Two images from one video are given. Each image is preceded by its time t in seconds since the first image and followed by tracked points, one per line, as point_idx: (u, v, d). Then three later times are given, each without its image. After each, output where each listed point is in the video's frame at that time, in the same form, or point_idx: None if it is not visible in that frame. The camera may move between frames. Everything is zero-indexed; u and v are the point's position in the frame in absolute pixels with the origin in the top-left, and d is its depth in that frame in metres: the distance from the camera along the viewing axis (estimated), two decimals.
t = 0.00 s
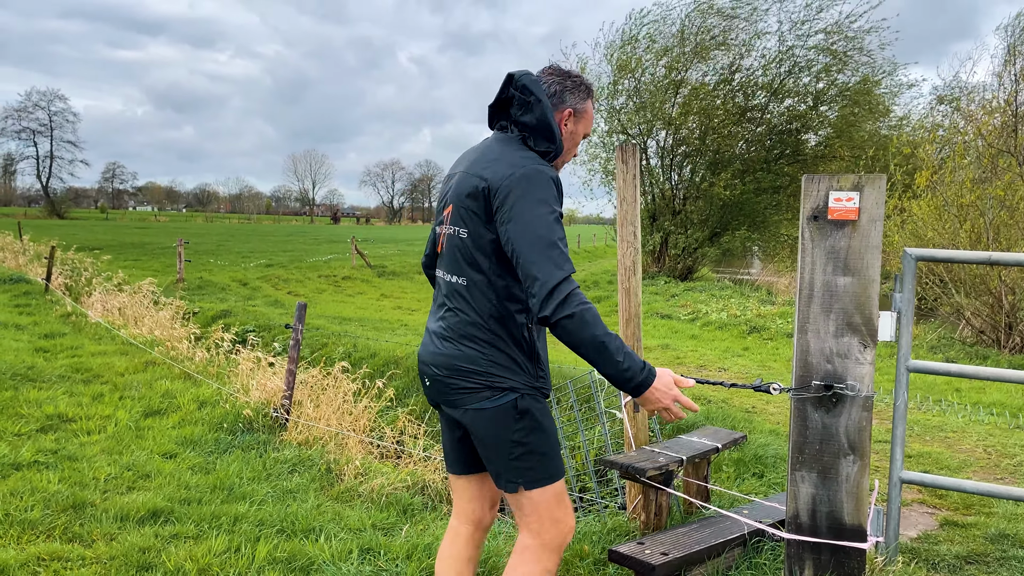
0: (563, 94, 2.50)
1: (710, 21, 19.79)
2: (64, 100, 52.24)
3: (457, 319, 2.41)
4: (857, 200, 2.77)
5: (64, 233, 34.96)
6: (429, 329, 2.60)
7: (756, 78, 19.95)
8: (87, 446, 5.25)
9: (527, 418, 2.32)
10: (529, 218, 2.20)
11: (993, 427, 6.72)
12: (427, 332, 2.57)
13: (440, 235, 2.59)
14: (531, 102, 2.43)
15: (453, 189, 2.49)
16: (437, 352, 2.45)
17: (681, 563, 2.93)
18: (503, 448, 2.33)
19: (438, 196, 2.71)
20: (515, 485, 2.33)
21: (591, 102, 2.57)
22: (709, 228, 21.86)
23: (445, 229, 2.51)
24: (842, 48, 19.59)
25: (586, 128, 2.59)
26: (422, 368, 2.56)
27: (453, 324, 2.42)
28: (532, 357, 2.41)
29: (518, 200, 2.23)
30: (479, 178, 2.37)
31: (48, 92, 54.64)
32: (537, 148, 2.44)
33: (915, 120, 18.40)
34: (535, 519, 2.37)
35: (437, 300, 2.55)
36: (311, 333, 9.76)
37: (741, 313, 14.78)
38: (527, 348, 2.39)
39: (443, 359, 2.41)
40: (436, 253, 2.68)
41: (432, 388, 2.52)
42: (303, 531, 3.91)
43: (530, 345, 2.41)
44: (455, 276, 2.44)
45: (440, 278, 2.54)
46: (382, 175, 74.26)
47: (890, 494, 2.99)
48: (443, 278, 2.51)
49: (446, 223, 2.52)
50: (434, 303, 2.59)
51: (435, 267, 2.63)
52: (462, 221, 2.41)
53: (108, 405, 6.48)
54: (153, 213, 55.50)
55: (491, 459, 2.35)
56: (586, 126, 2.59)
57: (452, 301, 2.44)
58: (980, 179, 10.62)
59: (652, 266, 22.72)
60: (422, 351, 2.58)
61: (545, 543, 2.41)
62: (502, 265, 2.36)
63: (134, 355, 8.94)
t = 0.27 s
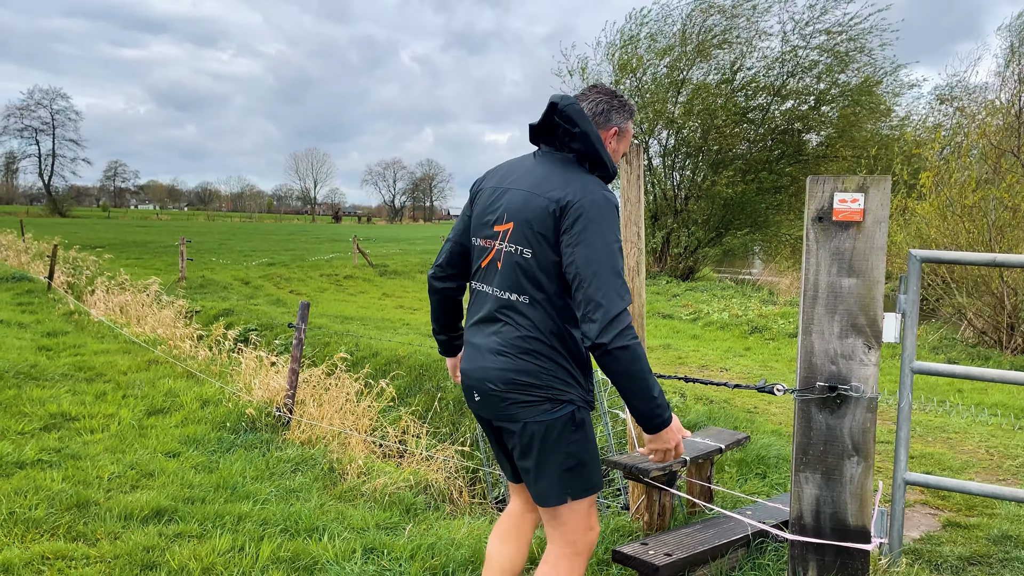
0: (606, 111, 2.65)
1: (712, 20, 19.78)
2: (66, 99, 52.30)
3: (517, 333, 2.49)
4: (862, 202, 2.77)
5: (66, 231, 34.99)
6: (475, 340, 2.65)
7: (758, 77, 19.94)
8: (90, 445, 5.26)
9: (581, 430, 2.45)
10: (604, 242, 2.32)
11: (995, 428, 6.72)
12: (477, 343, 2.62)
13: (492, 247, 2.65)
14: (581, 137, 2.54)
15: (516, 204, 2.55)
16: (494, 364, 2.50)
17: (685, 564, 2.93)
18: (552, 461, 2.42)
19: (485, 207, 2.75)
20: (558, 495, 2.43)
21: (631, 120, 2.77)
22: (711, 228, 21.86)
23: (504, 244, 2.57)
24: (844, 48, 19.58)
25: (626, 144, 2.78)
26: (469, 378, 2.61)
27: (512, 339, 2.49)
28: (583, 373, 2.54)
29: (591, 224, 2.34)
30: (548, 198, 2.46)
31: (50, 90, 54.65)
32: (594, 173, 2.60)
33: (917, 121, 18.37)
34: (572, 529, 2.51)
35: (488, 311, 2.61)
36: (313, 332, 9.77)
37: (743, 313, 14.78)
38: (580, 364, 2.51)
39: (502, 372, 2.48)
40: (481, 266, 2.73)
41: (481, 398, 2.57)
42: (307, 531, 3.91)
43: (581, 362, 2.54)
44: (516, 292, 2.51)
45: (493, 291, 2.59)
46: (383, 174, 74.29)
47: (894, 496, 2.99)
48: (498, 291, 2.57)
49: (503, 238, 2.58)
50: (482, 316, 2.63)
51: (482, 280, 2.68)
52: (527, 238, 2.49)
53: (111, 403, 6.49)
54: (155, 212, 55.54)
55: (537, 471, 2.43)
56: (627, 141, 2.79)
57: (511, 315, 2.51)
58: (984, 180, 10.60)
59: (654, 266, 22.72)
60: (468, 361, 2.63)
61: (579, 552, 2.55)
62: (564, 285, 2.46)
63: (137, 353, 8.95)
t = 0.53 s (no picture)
0: (617, 113, 2.65)
1: (712, 19, 19.78)
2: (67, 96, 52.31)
3: (555, 331, 2.55)
4: (862, 201, 2.76)
5: (66, 229, 34.98)
6: (509, 339, 2.70)
7: (758, 76, 19.94)
8: (89, 443, 5.25)
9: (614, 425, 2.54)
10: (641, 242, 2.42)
11: (994, 428, 6.71)
12: (512, 342, 2.67)
13: (526, 249, 2.71)
14: (601, 157, 2.62)
15: (552, 208, 2.63)
16: (533, 362, 2.56)
17: (685, 564, 2.93)
18: (586, 454, 2.49)
19: (516, 211, 2.82)
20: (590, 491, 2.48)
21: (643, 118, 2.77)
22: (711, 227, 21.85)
23: (541, 246, 2.64)
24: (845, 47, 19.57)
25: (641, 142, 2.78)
26: (505, 376, 2.65)
27: (551, 337, 2.55)
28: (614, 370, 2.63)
29: (628, 225, 2.45)
30: (587, 202, 2.55)
31: (51, 88, 54.64)
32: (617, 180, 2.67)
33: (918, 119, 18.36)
34: (597, 520, 2.54)
35: (523, 311, 2.66)
36: (313, 330, 9.77)
37: (743, 312, 14.77)
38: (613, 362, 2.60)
39: (541, 369, 2.53)
40: (512, 269, 2.79)
41: (517, 395, 2.62)
42: (305, 529, 3.91)
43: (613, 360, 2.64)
44: (553, 292, 2.58)
45: (529, 291, 2.65)
46: (383, 172, 74.29)
47: (893, 496, 2.99)
48: (533, 292, 2.63)
49: (540, 240, 2.65)
50: (517, 317, 2.69)
51: (515, 282, 2.73)
52: (566, 240, 2.57)
53: (110, 402, 6.49)
54: (156, 210, 55.52)
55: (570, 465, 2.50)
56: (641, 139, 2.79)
57: (548, 314, 2.58)
58: (985, 179, 10.58)
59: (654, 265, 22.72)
60: (503, 360, 2.67)
61: (599, 543, 2.57)
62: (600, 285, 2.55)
63: (137, 352, 8.94)
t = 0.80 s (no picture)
0: (630, 111, 2.87)
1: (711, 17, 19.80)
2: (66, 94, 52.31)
3: (588, 323, 2.58)
4: (860, 198, 2.76)
5: (66, 227, 34.98)
6: (538, 333, 2.71)
7: (757, 75, 19.95)
8: (87, 441, 5.25)
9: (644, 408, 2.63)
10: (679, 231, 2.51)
11: (993, 426, 6.72)
12: (543, 335, 2.69)
13: (554, 244, 2.73)
14: (615, 164, 2.69)
15: (580, 205, 2.67)
16: (567, 353, 2.59)
17: (681, 561, 2.93)
18: (623, 437, 2.57)
19: (540, 209, 2.85)
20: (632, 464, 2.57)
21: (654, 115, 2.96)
22: (710, 225, 21.84)
23: (570, 242, 2.67)
24: (843, 45, 19.57)
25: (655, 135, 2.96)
26: (537, 368, 2.66)
27: (586, 329, 2.58)
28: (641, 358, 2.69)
29: (660, 216, 2.55)
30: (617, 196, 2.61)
31: (50, 87, 54.65)
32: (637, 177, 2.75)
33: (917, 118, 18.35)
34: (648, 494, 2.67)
35: (554, 305, 2.69)
36: (312, 328, 9.77)
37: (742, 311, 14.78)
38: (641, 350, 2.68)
39: (576, 361, 2.56)
40: (537, 266, 2.81)
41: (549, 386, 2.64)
42: (303, 527, 3.91)
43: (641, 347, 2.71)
44: (585, 285, 2.61)
45: (559, 285, 2.67)
46: (383, 171, 74.31)
47: (891, 493, 2.99)
48: (565, 285, 2.65)
49: (569, 235, 2.68)
50: (546, 311, 2.71)
51: (542, 279, 2.76)
52: (597, 234, 2.61)
53: (109, 399, 6.50)
54: (155, 209, 55.48)
55: (616, 444, 2.56)
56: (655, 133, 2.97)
57: (580, 306, 2.61)
58: (984, 178, 10.57)
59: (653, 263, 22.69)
60: (534, 353, 2.68)
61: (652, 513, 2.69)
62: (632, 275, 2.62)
63: (135, 350, 8.93)
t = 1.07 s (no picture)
0: (683, 120, 3.21)
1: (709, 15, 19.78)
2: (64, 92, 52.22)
3: (648, 331, 2.59)
4: (856, 198, 2.76)
5: (63, 226, 34.92)
6: (592, 337, 2.67)
7: (755, 73, 19.94)
8: (84, 440, 5.25)
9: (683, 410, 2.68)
10: (748, 239, 2.60)
11: (989, 425, 6.73)
12: (599, 339, 2.65)
13: (616, 252, 2.69)
14: (686, 175, 2.65)
15: (647, 214, 2.64)
16: (633, 362, 2.58)
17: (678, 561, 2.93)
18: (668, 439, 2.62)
19: (596, 211, 2.77)
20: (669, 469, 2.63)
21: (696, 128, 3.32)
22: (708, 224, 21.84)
23: (636, 252, 2.64)
24: (840, 44, 19.59)
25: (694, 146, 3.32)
26: (592, 372, 2.64)
27: (648, 337, 2.58)
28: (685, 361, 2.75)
29: (733, 222, 2.60)
30: (688, 207, 2.61)
31: (48, 85, 54.55)
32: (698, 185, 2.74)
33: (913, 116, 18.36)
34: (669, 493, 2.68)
35: (612, 310, 2.66)
36: (310, 327, 9.77)
37: (739, 309, 14.79)
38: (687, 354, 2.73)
39: (637, 369, 2.56)
40: (592, 269, 2.76)
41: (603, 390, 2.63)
42: (300, 526, 3.91)
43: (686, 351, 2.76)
44: (650, 294, 2.61)
45: (620, 293, 2.65)
46: (381, 169, 74.25)
47: (887, 493, 2.99)
48: (628, 293, 2.63)
49: (635, 245, 2.65)
50: (603, 316, 2.68)
51: (599, 284, 2.72)
52: (666, 246, 2.61)
53: (106, 398, 6.49)
54: (153, 207, 55.39)
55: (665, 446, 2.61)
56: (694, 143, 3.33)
57: (642, 314, 2.60)
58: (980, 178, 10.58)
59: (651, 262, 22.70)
60: (589, 358, 2.65)
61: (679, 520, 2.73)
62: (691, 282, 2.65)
63: (133, 348, 8.92)
